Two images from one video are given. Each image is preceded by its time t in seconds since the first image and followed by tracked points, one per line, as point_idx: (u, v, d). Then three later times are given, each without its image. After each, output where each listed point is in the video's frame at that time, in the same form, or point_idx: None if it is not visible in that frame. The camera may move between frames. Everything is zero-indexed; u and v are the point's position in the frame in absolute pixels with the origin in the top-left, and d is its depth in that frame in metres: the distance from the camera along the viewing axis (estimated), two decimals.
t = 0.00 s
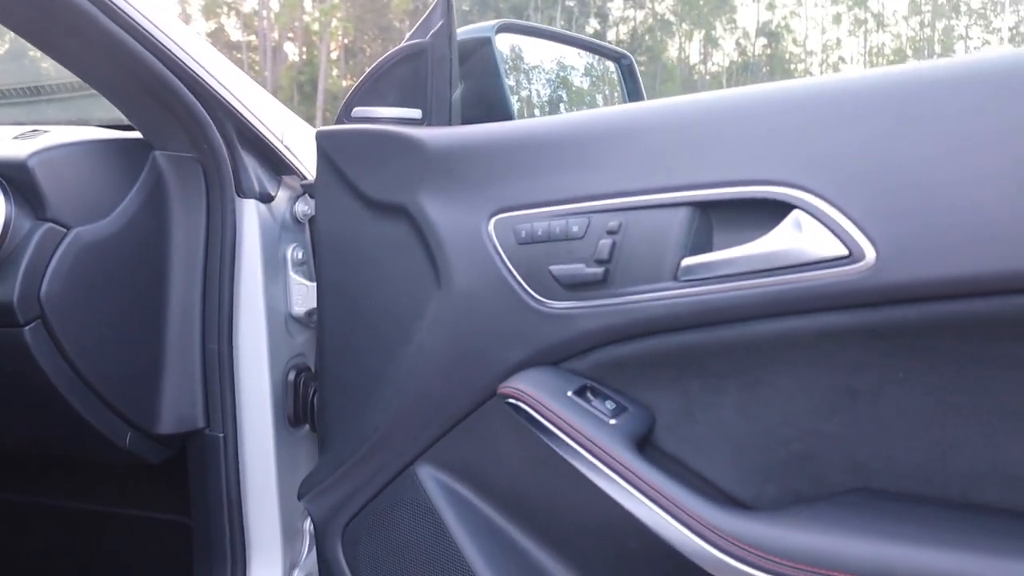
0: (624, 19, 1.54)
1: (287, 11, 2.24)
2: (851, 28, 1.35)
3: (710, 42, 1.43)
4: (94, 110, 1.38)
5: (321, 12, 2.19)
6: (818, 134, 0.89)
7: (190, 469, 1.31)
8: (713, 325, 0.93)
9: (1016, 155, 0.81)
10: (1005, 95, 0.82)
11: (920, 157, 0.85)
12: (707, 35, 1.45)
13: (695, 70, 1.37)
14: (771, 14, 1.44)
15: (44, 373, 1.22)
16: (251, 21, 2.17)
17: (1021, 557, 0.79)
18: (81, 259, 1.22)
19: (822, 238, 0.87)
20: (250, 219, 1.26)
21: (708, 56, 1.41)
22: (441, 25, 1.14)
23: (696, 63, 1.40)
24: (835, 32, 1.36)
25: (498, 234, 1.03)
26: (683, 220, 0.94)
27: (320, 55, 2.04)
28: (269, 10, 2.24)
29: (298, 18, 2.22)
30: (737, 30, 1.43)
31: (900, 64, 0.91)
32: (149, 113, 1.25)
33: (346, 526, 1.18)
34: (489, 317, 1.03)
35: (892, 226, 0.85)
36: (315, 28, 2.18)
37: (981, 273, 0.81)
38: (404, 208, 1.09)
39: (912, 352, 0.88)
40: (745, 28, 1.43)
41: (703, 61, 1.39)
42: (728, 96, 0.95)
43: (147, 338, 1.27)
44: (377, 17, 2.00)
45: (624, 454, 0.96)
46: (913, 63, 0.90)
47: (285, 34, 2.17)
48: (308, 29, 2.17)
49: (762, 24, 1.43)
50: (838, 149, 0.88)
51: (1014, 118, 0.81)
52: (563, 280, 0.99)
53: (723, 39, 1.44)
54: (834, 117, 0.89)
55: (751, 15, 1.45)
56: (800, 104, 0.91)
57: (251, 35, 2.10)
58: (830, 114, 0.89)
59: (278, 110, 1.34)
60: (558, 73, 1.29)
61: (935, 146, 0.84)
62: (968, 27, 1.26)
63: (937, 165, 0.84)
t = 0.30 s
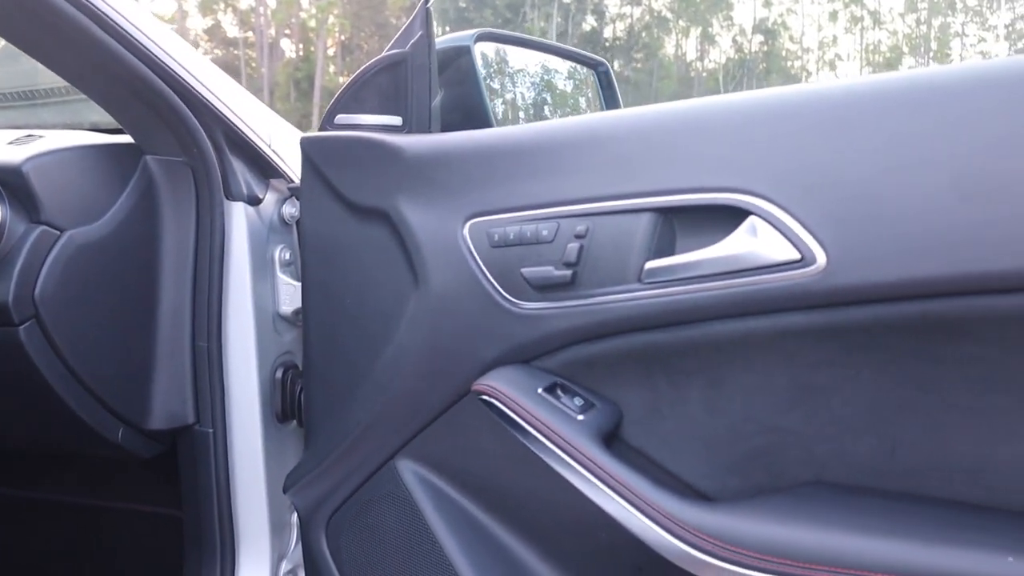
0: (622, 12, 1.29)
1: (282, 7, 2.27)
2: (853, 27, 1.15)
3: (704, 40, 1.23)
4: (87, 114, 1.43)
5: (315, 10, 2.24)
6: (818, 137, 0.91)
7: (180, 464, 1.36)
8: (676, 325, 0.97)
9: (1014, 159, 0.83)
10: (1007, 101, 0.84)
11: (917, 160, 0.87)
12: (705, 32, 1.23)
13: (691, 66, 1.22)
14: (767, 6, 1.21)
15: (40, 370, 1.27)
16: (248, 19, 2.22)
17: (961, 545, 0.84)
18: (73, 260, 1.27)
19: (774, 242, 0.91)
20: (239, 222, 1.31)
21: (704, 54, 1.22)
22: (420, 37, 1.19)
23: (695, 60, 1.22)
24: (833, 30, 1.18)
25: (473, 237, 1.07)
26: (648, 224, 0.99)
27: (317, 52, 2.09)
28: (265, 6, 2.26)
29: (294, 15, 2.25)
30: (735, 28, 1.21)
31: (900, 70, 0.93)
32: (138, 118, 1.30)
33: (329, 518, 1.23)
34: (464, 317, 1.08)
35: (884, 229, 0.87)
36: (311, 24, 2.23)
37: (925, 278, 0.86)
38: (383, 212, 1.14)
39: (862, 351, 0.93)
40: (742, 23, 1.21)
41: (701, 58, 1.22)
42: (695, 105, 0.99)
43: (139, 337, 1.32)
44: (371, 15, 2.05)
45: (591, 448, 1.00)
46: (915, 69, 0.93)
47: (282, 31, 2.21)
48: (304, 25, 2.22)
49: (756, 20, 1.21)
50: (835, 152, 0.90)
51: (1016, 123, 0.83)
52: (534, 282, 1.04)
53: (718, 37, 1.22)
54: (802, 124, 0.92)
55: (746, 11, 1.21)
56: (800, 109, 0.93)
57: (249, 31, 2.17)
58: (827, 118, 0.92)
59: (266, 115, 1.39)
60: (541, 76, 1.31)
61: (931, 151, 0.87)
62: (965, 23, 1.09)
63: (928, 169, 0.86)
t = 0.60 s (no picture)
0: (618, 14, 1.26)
1: (280, 10, 2.58)
2: (849, 29, 1.12)
3: (699, 42, 1.20)
4: (78, 116, 1.48)
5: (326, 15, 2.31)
6: (815, 135, 0.95)
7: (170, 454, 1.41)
8: (638, 319, 1.02)
9: (992, 156, 0.87)
10: (992, 101, 0.87)
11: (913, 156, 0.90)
12: (701, 34, 1.21)
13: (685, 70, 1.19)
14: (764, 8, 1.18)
15: (33, 363, 1.32)
16: (244, 19, 2.58)
17: (901, 526, 0.88)
18: (65, 257, 1.31)
19: (729, 238, 0.96)
20: (225, 221, 1.35)
21: (699, 57, 1.19)
22: (399, 43, 1.26)
23: (690, 63, 1.19)
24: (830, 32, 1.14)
25: (447, 235, 1.12)
26: (611, 222, 1.04)
27: (314, 53, 2.22)
28: (262, 6, 2.61)
29: (288, 18, 2.53)
30: (731, 30, 1.19)
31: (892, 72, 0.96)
32: (129, 120, 1.35)
33: (312, 506, 1.29)
34: (438, 312, 1.13)
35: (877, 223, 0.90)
36: (306, 26, 2.44)
37: (869, 272, 0.90)
38: (363, 210, 1.19)
39: (816, 343, 0.97)
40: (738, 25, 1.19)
41: (696, 61, 1.19)
42: (662, 109, 1.04)
43: (131, 333, 1.37)
44: (366, 17, 2.10)
45: (557, 436, 1.04)
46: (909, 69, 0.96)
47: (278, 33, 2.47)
48: (299, 27, 2.45)
49: (751, 23, 1.18)
50: (836, 151, 0.93)
51: (1005, 122, 0.86)
52: (505, 278, 1.09)
53: (714, 39, 1.20)
54: (770, 127, 0.97)
55: (742, 15, 1.19)
56: (792, 110, 0.97)
57: (245, 33, 2.50)
58: (828, 121, 0.95)
59: (252, 118, 1.44)
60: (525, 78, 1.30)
61: (924, 146, 0.90)
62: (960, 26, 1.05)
63: (914, 165, 0.90)
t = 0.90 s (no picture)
0: (620, 16, 1.37)
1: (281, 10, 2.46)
2: (850, 31, 1.23)
3: (702, 43, 1.31)
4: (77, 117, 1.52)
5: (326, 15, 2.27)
6: (810, 134, 0.96)
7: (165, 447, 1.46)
8: (611, 314, 1.06)
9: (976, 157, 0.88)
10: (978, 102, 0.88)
11: (884, 154, 0.92)
12: (702, 36, 1.31)
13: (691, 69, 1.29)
14: (765, 13, 1.30)
15: (31, 359, 1.35)
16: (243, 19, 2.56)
17: (859, 513, 0.92)
18: (62, 256, 1.35)
19: (694, 235, 0.99)
20: (218, 220, 1.41)
21: (703, 57, 1.30)
22: (385, 47, 1.28)
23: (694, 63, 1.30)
24: (830, 33, 1.24)
25: (429, 234, 1.17)
26: (585, 221, 1.07)
27: (313, 54, 2.15)
28: (263, 8, 2.51)
29: (291, 18, 2.42)
30: (732, 31, 1.30)
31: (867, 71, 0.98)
32: (124, 124, 1.40)
33: (302, 497, 1.33)
34: (421, 307, 1.17)
35: (847, 219, 0.92)
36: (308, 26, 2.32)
37: (828, 268, 0.93)
38: (349, 210, 1.23)
39: (781, 338, 0.99)
40: (740, 28, 1.30)
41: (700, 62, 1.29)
42: (633, 110, 1.07)
43: (127, 330, 1.42)
44: (365, 19, 2.03)
45: (532, 426, 1.07)
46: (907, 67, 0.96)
47: (280, 33, 2.39)
48: (301, 28, 2.33)
49: (755, 24, 1.29)
50: (832, 151, 0.94)
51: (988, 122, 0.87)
52: (484, 274, 1.12)
53: (717, 40, 1.31)
54: (740, 128, 1.00)
55: (744, 17, 1.30)
56: (765, 109, 0.99)
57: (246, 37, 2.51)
58: (820, 120, 0.96)
59: (245, 120, 1.49)
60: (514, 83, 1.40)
61: (893, 145, 0.92)
62: (962, 28, 1.16)
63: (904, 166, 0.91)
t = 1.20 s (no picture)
0: (620, 15, 1.56)
1: (281, 10, 2.71)
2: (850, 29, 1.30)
3: (702, 42, 1.43)
4: (74, 120, 1.57)
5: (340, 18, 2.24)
6: (787, 138, 0.99)
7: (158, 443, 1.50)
8: (585, 313, 1.09)
9: (945, 159, 0.91)
10: (948, 106, 0.92)
11: (845, 160, 0.96)
12: (702, 34, 1.44)
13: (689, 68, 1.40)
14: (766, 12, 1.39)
15: (28, 357, 1.40)
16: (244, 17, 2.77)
17: (820, 505, 0.96)
18: (57, 257, 1.40)
19: (664, 237, 1.03)
20: (211, 220, 1.44)
21: (702, 55, 1.42)
22: (370, 53, 1.31)
23: (693, 62, 1.42)
24: (831, 31, 1.32)
25: (412, 235, 1.20)
26: (561, 223, 1.11)
27: (315, 53, 2.32)
28: (264, 8, 2.71)
29: (292, 17, 2.65)
30: (732, 31, 1.41)
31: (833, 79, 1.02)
32: (117, 125, 1.43)
33: (292, 489, 1.37)
34: (403, 306, 1.21)
35: (816, 221, 0.96)
36: (308, 25, 2.55)
37: (791, 269, 0.96)
38: (335, 211, 1.27)
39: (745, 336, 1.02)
40: (740, 26, 1.41)
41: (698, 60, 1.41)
42: (608, 116, 1.11)
43: (120, 327, 1.46)
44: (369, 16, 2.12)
45: (510, 421, 1.11)
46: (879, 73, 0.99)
47: (281, 33, 2.59)
48: (303, 27, 2.55)
49: (755, 23, 1.39)
50: (807, 154, 0.98)
51: (955, 126, 0.91)
52: (463, 274, 1.16)
53: (716, 40, 1.42)
54: (708, 134, 1.03)
55: (745, 15, 1.40)
56: (732, 115, 1.03)
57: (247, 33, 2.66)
58: (796, 124, 0.99)
59: (236, 121, 1.53)
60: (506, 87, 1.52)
61: (854, 151, 0.95)
62: (963, 27, 1.21)
63: (877, 167, 0.94)
